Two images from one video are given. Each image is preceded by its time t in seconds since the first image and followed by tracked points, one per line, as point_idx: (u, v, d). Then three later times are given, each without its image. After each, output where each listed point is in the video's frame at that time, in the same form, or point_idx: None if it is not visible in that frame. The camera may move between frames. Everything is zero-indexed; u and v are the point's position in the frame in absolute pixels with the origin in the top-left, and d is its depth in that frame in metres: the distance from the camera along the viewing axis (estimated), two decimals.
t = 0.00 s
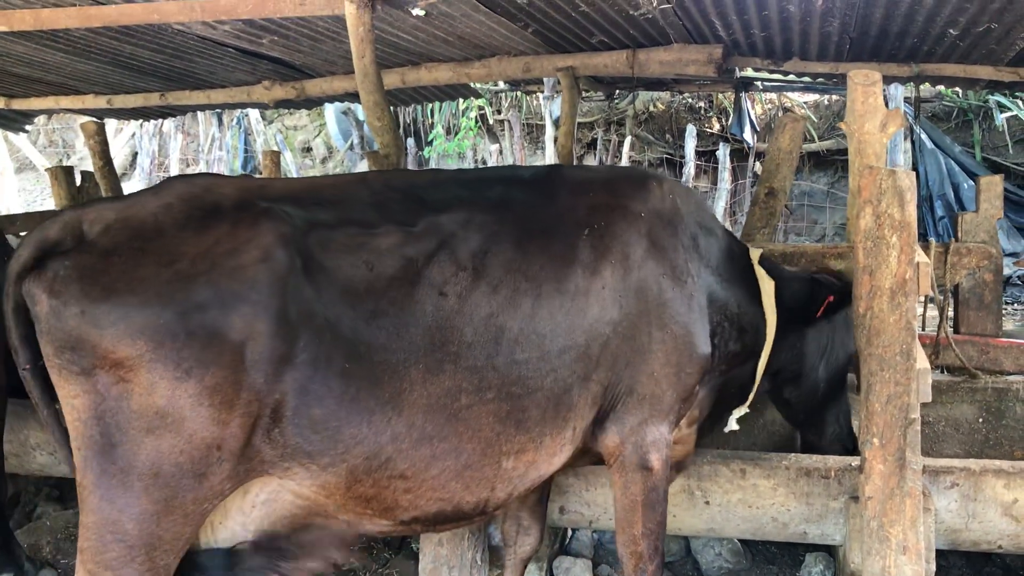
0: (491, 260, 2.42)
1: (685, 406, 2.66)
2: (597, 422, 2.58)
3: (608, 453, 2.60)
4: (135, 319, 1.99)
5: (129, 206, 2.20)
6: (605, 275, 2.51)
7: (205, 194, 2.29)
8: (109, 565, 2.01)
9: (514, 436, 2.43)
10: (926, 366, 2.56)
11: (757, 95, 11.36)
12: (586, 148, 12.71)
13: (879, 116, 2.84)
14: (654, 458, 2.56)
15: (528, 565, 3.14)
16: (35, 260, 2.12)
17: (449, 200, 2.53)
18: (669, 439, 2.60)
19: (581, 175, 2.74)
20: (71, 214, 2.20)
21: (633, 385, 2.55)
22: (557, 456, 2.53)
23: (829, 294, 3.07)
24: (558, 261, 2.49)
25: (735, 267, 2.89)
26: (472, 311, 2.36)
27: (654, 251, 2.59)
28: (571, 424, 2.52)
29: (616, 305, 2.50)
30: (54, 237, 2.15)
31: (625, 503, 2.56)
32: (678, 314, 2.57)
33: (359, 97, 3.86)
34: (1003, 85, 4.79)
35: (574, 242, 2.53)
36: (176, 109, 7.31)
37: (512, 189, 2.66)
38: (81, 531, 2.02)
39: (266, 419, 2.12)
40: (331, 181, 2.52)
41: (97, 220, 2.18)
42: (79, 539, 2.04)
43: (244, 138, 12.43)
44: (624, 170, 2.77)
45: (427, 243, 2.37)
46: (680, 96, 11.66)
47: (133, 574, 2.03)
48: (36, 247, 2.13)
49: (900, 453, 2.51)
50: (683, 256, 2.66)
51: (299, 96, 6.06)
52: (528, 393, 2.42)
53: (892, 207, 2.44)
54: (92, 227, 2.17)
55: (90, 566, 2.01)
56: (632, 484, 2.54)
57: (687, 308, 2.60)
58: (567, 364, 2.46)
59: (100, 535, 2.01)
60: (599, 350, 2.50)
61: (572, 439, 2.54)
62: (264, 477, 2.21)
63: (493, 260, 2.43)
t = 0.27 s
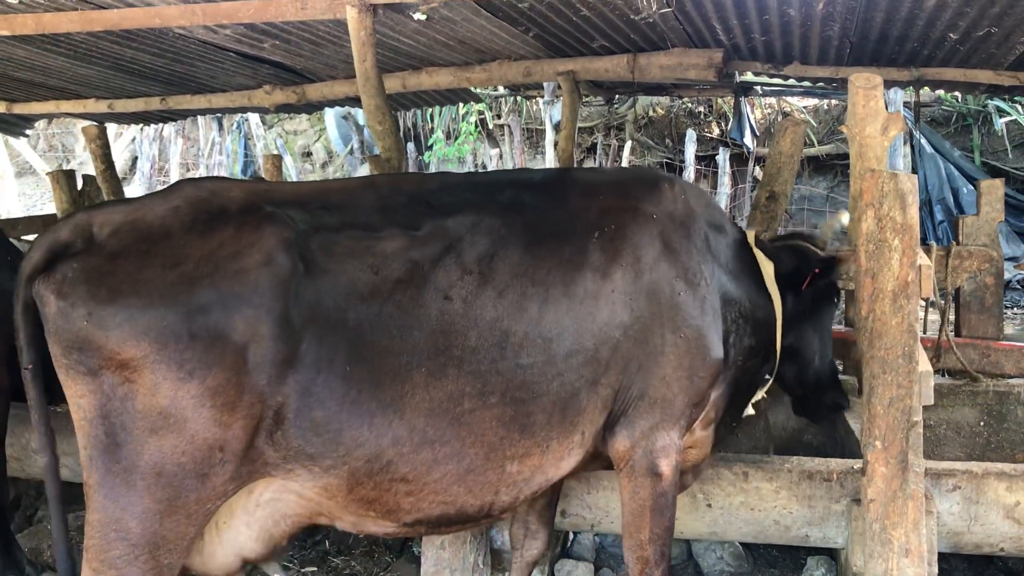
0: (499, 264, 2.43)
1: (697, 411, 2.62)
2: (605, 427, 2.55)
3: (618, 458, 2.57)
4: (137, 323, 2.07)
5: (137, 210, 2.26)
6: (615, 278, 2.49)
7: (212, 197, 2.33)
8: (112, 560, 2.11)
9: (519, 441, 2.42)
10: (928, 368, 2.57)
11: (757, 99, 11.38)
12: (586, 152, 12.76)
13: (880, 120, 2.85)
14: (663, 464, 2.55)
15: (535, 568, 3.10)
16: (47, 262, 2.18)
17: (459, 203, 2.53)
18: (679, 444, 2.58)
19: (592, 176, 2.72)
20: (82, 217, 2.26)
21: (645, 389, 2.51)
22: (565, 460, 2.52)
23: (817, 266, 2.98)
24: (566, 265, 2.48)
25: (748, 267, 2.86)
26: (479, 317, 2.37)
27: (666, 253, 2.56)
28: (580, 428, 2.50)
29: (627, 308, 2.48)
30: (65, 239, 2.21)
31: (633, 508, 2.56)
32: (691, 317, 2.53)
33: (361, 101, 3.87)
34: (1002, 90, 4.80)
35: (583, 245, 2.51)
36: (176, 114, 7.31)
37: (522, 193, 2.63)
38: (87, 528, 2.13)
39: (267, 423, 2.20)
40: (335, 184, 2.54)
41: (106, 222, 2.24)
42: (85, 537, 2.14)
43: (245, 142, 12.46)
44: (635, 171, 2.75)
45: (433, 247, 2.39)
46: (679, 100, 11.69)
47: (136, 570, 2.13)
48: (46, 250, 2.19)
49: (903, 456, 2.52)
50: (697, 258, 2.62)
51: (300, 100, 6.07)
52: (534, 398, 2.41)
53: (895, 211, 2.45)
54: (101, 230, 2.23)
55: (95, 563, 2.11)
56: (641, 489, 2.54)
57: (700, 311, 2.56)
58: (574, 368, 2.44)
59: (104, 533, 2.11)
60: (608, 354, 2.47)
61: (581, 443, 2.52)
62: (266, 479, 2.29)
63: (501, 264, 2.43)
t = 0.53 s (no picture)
0: (507, 270, 2.43)
1: (709, 417, 2.62)
2: (617, 434, 2.54)
3: (630, 464, 2.55)
4: (137, 326, 2.10)
5: (142, 214, 2.30)
6: (627, 283, 2.48)
7: (217, 202, 2.36)
8: (113, 564, 2.11)
9: (531, 450, 2.41)
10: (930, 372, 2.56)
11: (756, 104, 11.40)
12: (585, 157, 12.78)
13: (880, 124, 2.85)
14: (675, 471, 2.54)
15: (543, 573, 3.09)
16: (51, 265, 2.23)
17: (465, 207, 2.53)
18: (690, 450, 2.57)
19: (601, 179, 2.71)
20: (88, 219, 2.30)
21: (657, 395, 2.50)
22: (578, 467, 2.51)
23: (801, 240, 2.92)
24: (576, 270, 2.47)
25: (755, 272, 2.86)
26: (489, 325, 2.37)
27: (677, 257, 2.56)
28: (592, 436, 2.48)
29: (638, 313, 2.47)
30: (70, 242, 2.25)
31: (642, 515, 2.55)
32: (703, 321, 2.53)
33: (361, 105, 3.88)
34: (1002, 93, 4.81)
35: (593, 250, 2.50)
36: (176, 118, 7.32)
37: (531, 196, 2.61)
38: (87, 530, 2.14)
39: (268, 426, 2.20)
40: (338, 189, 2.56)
41: (111, 226, 2.28)
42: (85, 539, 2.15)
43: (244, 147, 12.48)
44: (644, 175, 2.74)
45: (439, 252, 2.39)
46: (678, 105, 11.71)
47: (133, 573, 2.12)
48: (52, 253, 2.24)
49: (904, 459, 2.51)
50: (708, 262, 2.62)
51: (300, 105, 6.08)
52: (544, 407, 2.40)
53: (896, 214, 2.46)
54: (106, 234, 2.26)
55: (95, 566, 2.12)
56: (651, 495, 2.53)
57: (711, 315, 2.55)
58: (586, 376, 2.43)
59: (104, 535, 2.12)
60: (620, 360, 2.46)
61: (592, 451, 2.51)
62: (268, 484, 2.29)
63: (511, 273, 2.43)
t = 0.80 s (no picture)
0: (513, 277, 2.43)
1: (718, 426, 2.63)
2: (626, 443, 2.53)
3: (640, 472, 2.53)
4: (137, 331, 2.12)
5: (146, 221, 2.32)
6: (637, 290, 2.47)
7: (221, 209, 2.38)
8: (114, 569, 2.13)
9: (539, 459, 2.41)
10: (930, 376, 2.56)
11: (755, 108, 11.42)
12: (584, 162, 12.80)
13: (879, 129, 2.85)
14: (683, 479, 2.54)
15: None
16: (56, 271, 2.27)
17: (468, 213, 2.52)
18: (698, 458, 2.57)
19: (608, 186, 2.70)
20: (92, 227, 2.32)
21: (668, 403, 2.49)
22: (586, 475, 2.51)
23: (807, 236, 2.97)
24: (585, 277, 2.47)
25: (762, 279, 2.86)
26: (495, 334, 2.37)
27: (688, 264, 2.55)
28: (601, 444, 2.48)
29: (649, 320, 2.46)
30: (74, 250, 2.29)
31: (649, 523, 2.55)
32: (714, 328, 2.52)
33: (361, 110, 3.88)
34: (1001, 98, 4.82)
35: (601, 257, 2.50)
36: (176, 123, 7.33)
37: (536, 202, 2.62)
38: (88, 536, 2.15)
39: (267, 432, 2.19)
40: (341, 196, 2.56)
41: (115, 233, 2.30)
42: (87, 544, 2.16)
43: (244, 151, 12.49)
44: (650, 181, 2.73)
45: (443, 258, 2.39)
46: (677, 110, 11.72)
47: None
48: (57, 260, 2.28)
49: (904, 465, 2.50)
50: (718, 269, 2.62)
51: (299, 110, 6.09)
52: (551, 415, 2.40)
53: (895, 219, 2.45)
54: (110, 240, 2.29)
55: (96, 571, 2.13)
56: (659, 502, 2.54)
57: (722, 323, 2.56)
58: (595, 384, 2.43)
59: (105, 541, 2.14)
60: (630, 368, 2.45)
61: (601, 460, 2.51)
62: (270, 492, 2.29)
63: (516, 281, 2.42)
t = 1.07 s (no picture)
0: (517, 282, 2.43)
1: (722, 432, 2.64)
2: (630, 448, 2.52)
3: (641, 480, 2.55)
4: (142, 337, 2.12)
5: (153, 227, 2.31)
6: (642, 295, 2.48)
7: (227, 215, 2.38)
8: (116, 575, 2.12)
9: (544, 464, 2.40)
10: (929, 384, 2.56)
11: (754, 114, 11.45)
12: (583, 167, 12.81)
13: (879, 135, 2.85)
14: (686, 487, 2.56)
15: None
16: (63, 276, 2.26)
17: (472, 218, 2.52)
18: (701, 468, 2.60)
19: (613, 191, 2.71)
20: (99, 233, 2.32)
21: (673, 409, 2.50)
22: (591, 481, 2.50)
23: (823, 258, 2.91)
24: (590, 281, 2.47)
25: (769, 288, 2.86)
26: (498, 337, 2.36)
27: (693, 270, 2.57)
28: (606, 449, 2.47)
29: (654, 325, 2.47)
30: (80, 255, 2.28)
31: (652, 529, 2.56)
32: (719, 334, 2.54)
33: (362, 116, 3.88)
34: (999, 104, 4.83)
35: (606, 262, 2.50)
36: (174, 129, 7.32)
37: (542, 207, 2.61)
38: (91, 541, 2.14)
39: (270, 438, 2.19)
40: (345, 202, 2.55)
41: (122, 238, 2.29)
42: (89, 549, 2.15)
43: (243, 157, 12.49)
44: (655, 187, 2.74)
45: (448, 264, 2.39)
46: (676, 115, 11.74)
47: None
48: (63, 266, 2.27)
49: (904, 472, 2.50)
50: (724, 276, 2.65)
51: (299, 115, 6.09)
52: (555, 419, 2.39)
53: (895, 226, 2.45)
54: (117, 246, 2.28)
55: None
56: (661, 509, 2.55)
57: (727, 330, 2.58)
58: (599, 388, 2.42)
59: (108, 546, 2.13)
60: (635, 373, 2.45)
61: (606, 466, 2.50)
62: (274, 498, 2.28)
63: (518, 286, 2.43)
